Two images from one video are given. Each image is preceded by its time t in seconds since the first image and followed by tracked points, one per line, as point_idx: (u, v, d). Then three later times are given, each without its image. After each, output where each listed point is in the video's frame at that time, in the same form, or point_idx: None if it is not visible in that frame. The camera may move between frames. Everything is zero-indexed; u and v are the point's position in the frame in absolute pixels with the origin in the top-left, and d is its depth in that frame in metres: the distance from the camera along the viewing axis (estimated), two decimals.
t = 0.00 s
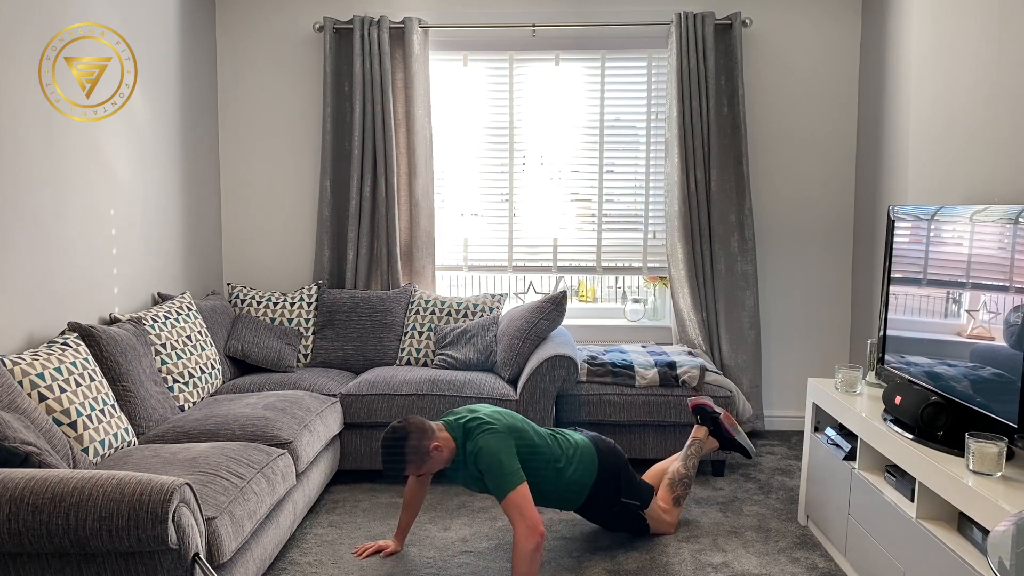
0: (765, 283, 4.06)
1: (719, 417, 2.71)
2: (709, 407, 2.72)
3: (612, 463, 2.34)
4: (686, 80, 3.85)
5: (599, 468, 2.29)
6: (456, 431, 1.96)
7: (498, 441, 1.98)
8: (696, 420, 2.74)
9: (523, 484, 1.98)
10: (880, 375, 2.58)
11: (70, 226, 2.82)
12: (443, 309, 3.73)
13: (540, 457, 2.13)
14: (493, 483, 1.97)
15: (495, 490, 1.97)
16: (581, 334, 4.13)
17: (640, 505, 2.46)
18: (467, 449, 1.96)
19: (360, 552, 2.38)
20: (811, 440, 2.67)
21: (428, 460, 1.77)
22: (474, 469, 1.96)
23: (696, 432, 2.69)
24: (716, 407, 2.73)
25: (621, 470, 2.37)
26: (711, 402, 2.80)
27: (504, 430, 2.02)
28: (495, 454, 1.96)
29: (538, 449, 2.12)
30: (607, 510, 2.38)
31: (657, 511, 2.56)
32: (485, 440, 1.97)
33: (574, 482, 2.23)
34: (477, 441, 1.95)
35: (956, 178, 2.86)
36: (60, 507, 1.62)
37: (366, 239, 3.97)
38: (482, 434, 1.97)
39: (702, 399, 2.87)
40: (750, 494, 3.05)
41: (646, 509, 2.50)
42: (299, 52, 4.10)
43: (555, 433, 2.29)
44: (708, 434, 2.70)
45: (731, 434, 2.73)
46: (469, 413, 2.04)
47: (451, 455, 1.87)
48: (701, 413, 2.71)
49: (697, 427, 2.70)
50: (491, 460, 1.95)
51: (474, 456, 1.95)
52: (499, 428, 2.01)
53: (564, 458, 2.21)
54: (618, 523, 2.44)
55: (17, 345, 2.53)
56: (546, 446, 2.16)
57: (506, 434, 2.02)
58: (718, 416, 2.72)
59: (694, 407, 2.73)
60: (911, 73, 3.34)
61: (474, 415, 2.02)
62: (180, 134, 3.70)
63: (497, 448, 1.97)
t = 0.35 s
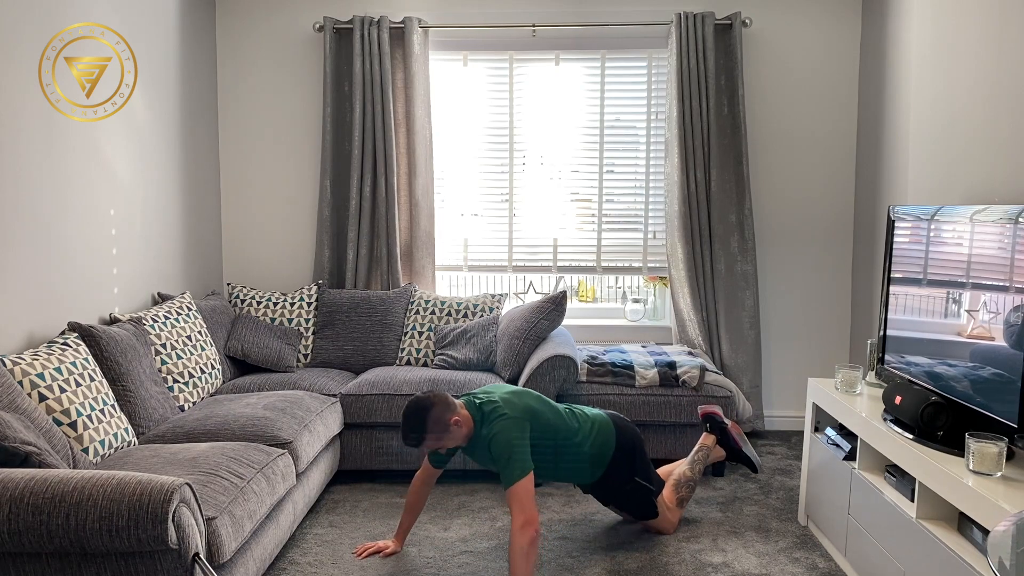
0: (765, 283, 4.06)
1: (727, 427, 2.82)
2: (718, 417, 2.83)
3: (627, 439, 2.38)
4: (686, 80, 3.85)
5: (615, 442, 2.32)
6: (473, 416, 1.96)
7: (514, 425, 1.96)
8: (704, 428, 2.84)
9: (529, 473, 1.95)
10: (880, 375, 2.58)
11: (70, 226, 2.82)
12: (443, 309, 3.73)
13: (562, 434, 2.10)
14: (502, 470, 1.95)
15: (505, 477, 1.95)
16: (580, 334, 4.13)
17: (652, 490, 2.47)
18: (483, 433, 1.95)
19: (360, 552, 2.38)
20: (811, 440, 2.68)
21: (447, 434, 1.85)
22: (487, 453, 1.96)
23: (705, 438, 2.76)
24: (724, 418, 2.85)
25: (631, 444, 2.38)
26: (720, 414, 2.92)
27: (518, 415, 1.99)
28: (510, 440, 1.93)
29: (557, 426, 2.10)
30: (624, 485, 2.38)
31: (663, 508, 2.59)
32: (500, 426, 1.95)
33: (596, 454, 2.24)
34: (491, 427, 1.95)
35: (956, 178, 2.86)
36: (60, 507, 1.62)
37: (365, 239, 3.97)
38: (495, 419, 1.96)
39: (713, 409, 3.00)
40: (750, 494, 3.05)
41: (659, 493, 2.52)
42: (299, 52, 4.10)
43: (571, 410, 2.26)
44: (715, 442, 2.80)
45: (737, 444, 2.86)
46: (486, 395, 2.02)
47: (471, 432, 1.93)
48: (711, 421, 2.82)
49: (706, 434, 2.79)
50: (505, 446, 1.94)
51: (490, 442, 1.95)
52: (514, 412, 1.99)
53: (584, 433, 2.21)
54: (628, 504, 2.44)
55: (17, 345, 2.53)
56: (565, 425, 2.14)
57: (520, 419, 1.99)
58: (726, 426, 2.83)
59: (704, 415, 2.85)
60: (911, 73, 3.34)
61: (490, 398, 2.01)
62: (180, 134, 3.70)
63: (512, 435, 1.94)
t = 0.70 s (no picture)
0: (765, 283, 4.06)
1: (734, 436, 2.83)
2: (725, 423, 2.83)
3: (639, 429, 2.39)
4: (686, 80, 3.85)
5: (627, 433, 2.36)
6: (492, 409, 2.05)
7: (526, 424, 2.04)
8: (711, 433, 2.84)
9: (536, 471, 1.97)
10: (880, 375, 2.58)
11: (70, 226, 2.82)
12: (443, 309, 3.73)
13: (566, 430, 2.21)
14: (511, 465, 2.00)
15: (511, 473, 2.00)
16: (580, 334, 4.13)
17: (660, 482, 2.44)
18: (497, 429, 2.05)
19: (360, 552, 2.38)
20: (811, 440, 2.68)
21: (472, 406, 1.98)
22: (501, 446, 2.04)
23: (711, 444, 2.78)
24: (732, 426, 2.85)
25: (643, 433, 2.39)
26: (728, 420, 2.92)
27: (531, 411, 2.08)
28: (521, 439, 2.01)
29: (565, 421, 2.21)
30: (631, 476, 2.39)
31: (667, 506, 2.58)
32: (513, 423, 2.03)
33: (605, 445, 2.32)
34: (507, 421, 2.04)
35: (956, 178, 2.86)
36: (60, 507, 1.62)
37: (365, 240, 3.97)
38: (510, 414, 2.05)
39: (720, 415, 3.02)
40: (750, 494, 3.05)
41: (666, 488, 2.51)
42: (299, 52, 4.10)
43: (582, 406, 2.32)
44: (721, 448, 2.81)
45: (741, 453, 2.85)
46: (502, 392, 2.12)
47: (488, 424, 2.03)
48: (718, 427, 2.82)
49: (712, 439, 2.81)
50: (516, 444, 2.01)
51: (503, 438, 2.04)
52: (525, 409, 2.08)
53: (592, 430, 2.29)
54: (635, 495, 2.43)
55: (17, 345, 2.53)
56: (572, 424, 2.22)
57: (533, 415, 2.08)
58: (732, 433, 2.83)
59: (711, 420, 2.84)
60: (911, 73, 3.34)
61: (505, 397, 2.10)
62: (180, 134, 3.70)
63: (524, 434, 2.02)
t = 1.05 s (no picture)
0: (765, 283, 4.06)
1: (733, 436, 2.83)
2: (724, 422, 2.83)
3: (638, 430, 2.40)
4: (686, 80, 3.85)
5: (626, 435, 2.37)
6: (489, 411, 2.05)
7: (526, 423, 2.04)
8: (710, 433, 2.85)
9: (536, 471, 1.98)
10: (880, 375, 2.58)
11: (70, 226, 2.82)
12: (443, 309, 3.73)
13: (565, 430, 2.20)
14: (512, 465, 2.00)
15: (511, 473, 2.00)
16: (581, 334, 4.13)
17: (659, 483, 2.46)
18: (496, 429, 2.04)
19: (360, 552, 2.38)
20: (811, 440, 2.68)
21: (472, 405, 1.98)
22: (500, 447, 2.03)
23: (711, 443, 2.78)
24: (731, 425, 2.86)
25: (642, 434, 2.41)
26: (727, 420, 2.92)
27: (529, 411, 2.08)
28: (522, 438, 2.01)
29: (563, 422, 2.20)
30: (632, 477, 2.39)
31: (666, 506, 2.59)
32: (513, 423, 2.03)
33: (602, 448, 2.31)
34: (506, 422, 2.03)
35: (956, 178, 2.86)
36: (60, 507, 1.62)
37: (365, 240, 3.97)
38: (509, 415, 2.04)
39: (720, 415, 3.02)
40: (750, 494, 3.05)
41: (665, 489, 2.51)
42: (299, 52, 4.10)
43: (580, 407, 2.31)
44: (721, 447, 2.81)
45: (742, 452, 2.85)
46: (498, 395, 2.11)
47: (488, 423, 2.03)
48: (717, 426, 2.82)
49: (711, 439, 2.81)
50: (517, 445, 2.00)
51: (502, 438, 2.04)
52: (523, 409, 2.08)
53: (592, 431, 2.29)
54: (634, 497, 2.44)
55: (17, 345, 2.53)
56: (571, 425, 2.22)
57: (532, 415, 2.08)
58: (732, 433, 2.83)
59: (710, 419, 2.84)
60: (911, 73, 3.35)
61: (503, 398, 2.09)
62: (180, 134, 3.70)
63: (525, 434, 2.01)
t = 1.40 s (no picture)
0: (765, 283, 4.06)
1: (729, 426, 2.77)
2: (721, 415, 2.76)
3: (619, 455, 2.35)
4: (686, 80, 3.85)
5: (605, 461, 2.31)
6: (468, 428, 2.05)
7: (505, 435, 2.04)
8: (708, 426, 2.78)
9: (525, 475, 2.00)
10: (880, 375, 2.58)
11: (70, 226, 2.82)
12: (443, 309, 3.73)
13: (544, 449, 2.17)
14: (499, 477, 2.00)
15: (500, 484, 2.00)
16: (581, 334, 4.13)
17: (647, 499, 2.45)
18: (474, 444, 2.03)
19: (360, 552, 2.39)
20: (811, 440, 2.68)
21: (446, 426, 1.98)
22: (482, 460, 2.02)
23: (706, 437, 2.71)
24: (727, 416, 2.79)
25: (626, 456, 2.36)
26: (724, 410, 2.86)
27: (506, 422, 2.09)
28: (502, 450, 2.01)
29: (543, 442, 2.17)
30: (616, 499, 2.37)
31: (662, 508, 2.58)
32: (492, 434, 2.03)
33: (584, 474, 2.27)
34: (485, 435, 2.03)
35: (956, 179, 2.86)
36: (60, 508, 1.62)
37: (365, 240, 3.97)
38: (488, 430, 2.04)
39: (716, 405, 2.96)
40: (750, 494, 3.05)
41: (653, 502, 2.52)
42: (299, 52, 4.10)
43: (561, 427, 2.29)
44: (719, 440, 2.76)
45: (740, 443, 2.82)
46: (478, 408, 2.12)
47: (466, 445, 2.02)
48: (714, 419, 2.75)
49: (708, 432, 2.73)
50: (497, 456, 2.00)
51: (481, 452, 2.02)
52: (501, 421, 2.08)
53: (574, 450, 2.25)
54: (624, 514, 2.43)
55: (17, 345, 2.53)
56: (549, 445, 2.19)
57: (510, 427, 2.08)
58: (728, 425, 2.77)
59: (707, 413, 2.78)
60: (911, 73, 3.35)
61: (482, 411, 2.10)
62: (180, 134, 3.70)
63: (506, 444, 2.01)
